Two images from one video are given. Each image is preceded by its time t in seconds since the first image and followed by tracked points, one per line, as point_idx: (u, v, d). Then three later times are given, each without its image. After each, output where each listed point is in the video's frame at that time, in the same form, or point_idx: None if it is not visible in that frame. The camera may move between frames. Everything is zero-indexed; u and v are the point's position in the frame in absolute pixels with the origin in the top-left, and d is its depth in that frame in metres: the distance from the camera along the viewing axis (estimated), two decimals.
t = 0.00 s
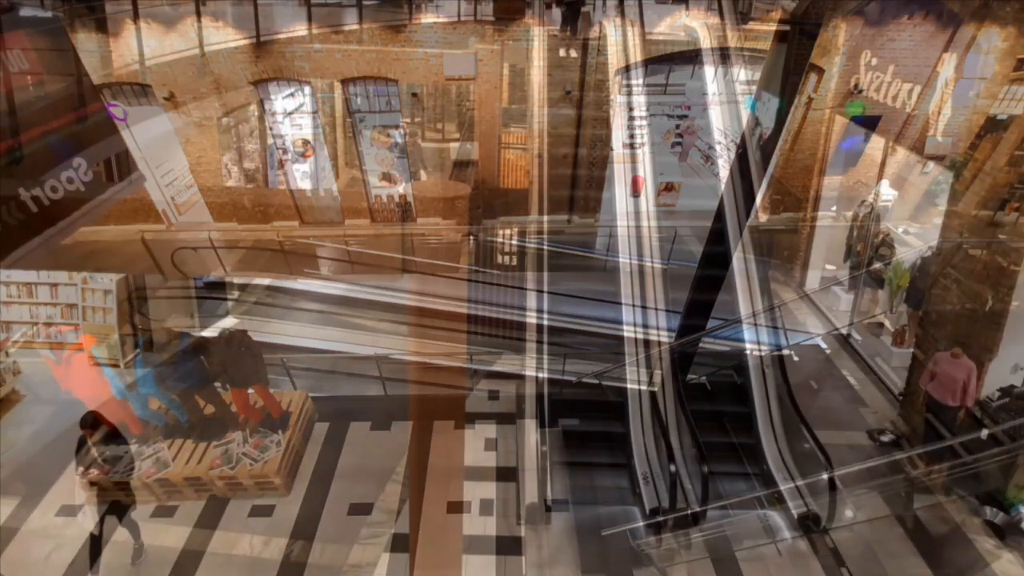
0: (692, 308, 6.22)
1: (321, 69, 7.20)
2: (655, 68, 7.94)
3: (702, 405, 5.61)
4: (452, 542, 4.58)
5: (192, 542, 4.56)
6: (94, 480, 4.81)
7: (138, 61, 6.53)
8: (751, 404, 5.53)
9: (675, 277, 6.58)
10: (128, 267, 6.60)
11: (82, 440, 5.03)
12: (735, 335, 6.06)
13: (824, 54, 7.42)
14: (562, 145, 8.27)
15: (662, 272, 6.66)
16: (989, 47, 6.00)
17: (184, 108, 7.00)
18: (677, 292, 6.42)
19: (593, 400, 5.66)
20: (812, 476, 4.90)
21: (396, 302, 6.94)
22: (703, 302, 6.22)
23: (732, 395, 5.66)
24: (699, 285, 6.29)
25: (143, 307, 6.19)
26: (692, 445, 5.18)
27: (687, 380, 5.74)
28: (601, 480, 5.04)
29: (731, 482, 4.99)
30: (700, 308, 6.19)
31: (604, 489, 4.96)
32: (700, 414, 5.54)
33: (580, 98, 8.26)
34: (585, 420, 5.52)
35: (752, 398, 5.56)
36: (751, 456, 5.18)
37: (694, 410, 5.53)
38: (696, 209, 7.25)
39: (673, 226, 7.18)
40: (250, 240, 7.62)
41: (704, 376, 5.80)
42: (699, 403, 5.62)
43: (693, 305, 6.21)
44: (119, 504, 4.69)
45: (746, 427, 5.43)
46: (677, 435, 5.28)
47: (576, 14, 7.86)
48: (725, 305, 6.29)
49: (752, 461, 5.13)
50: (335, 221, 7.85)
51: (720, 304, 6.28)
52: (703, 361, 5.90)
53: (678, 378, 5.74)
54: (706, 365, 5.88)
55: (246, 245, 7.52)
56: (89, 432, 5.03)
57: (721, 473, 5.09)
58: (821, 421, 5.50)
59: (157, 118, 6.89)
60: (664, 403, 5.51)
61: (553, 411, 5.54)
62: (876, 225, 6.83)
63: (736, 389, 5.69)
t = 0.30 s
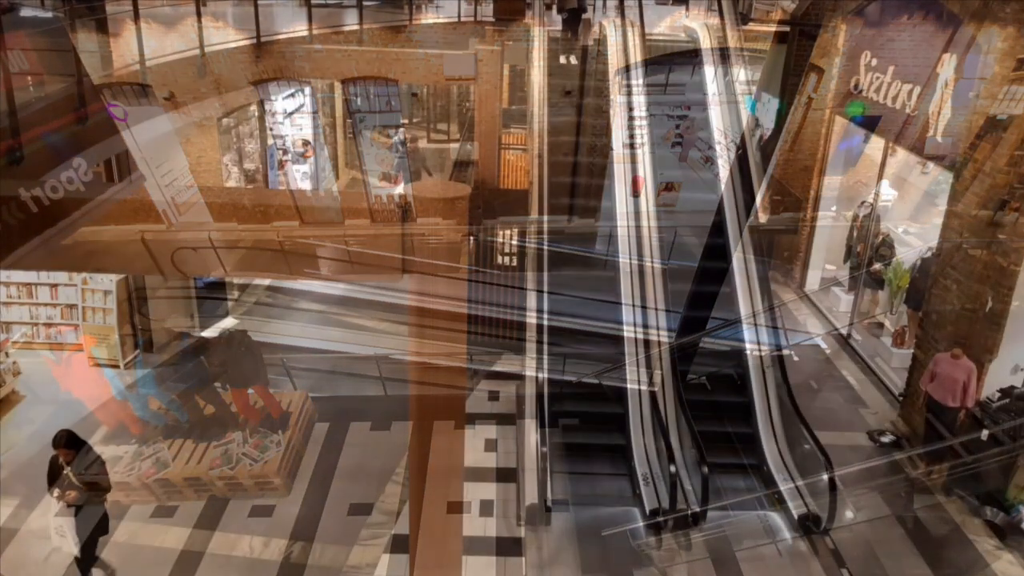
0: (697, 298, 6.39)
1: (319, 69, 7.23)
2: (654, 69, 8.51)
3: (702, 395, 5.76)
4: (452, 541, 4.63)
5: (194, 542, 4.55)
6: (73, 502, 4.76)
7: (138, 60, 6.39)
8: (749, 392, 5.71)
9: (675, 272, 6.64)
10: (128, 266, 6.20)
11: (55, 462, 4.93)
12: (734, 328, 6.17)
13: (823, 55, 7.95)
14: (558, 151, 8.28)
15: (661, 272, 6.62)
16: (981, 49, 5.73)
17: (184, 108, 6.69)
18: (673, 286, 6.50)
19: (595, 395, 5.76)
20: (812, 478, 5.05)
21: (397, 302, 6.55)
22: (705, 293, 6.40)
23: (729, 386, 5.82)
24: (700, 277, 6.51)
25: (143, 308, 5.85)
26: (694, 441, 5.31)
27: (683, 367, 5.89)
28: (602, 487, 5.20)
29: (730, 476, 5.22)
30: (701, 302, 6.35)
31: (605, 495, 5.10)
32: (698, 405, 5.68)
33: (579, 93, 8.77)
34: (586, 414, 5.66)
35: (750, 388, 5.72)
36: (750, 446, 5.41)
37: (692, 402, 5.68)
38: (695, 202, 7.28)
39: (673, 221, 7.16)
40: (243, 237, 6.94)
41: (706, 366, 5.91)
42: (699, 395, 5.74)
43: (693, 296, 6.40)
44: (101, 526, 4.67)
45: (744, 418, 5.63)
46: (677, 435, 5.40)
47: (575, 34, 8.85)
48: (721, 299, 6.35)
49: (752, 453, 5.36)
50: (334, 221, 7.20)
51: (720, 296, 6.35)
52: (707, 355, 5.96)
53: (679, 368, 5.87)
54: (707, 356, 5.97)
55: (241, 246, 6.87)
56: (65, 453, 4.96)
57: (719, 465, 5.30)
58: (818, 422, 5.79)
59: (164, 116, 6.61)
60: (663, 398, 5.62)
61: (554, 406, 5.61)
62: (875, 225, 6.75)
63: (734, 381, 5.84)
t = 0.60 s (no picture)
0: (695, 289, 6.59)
1: (319, 69, 6.98)
2: (656, 67, 8.57)
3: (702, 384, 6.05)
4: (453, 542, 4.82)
5: (192, 544, 4.68)
6: (52, 530, 4.51)
7: (133, 58, 6.22)
8: (746, 383, 6.04)
9: (672, 267, 6.76)
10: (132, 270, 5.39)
11: (34, 487, 4.61)
12: (733, 320, 6.41)
13: (823, 55, 8.37)
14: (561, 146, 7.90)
15: (661, 273, 6.67)
16: (980, 49, 5.69)
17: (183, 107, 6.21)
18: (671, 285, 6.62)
19: (597, 389, 6.03)
20: (812, 483, 5.37)
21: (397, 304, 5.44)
22: (707, 285, 6.61)
23: (727, 375, 6.12)
24: (701, 271, 6.68)
25: (144, 309, 5.29)
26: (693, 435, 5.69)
27: (683, 356, 6.12)
28: (602, 484, 5.63)
29: (728, 472, 5.62)
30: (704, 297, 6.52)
31: (608, 493, 5.53)
32: (697, 396, 5.99)
33: (579, 96, 8.48)
34: (586, 419, 5.98)
35: (748, 379, 6.04)
36: (746, 436, 5.83)
37: (689, 393, 5.99)
38: (695, 194, 7.34)
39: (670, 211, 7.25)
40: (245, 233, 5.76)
41: (708, 356, 6.14)
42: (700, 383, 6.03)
43: (694, 289, 6.60)
44: (80, 557, 4.55)
45: (742, 406, 6.00)
46: (676, 436, 5.71)
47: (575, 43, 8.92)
48: (724, 291, 6.53)
49: (748, 444, 5.79)
50: (335, 220, 5.96)
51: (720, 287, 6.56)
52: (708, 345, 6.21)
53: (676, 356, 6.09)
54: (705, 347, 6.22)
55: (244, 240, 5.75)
56: (45, 479, 4.63)
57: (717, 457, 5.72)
58: (821, 423, 6.04)
59: (167, 116, 6.05)
60: (663, 393, 5.93)
61: (558, 404, 5.92)
62: (876, 224, 6.73)
63: (733, 372, 6.13)
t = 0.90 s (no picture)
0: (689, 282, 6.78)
1: (317, 69, 6.58)
2: (658, 68, 8.67)
3: (705, 372, 6.30)
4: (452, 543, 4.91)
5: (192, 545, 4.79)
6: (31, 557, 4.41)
7: (134, 58, 5.56)
8: (745, 373, 6.31)
9: (677, 259, 6.93)
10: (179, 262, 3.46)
11: (13, 512, 4.44)
12: (732, 316, 6.68)
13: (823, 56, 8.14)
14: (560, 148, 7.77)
15: (660, 274, 6.66)
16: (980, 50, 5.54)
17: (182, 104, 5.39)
18: (669, 283, 6.67)
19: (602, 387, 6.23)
20: (812, 482, 5.52)
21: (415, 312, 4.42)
22: (711, 276, 6.88)
23: (729, 365, 6.40)
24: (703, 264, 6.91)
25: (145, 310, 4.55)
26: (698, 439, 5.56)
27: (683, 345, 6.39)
28: (605, 487, 5.71)
29: (727, 465, 5.89)
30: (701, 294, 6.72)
31: (609, 493, 5.65)
32: (697, 386, 6.20)
33: (578, 102, 8.37)
34: (587, 429, 6.05)
35: (746, 370, 6.31)
36: (745, 426, 6.11)
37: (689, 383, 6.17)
38: (693, 186, 7.54)
39: (669, 208, 7.41)
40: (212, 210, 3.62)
41: (708, 346, 6.47)
42: (700, 373, 6.26)
43: (695, 280, 6.81)
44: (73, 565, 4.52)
45: (741, 397, 6.23)
46: (677, 435, 5.80)
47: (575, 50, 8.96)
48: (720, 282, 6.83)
49: (746, 433, 6.07)
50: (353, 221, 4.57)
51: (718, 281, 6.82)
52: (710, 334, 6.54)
53: (674, 351, 6.32)
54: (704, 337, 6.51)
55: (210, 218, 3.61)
56: (24, 504, 4.48)
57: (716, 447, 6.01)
58: (819, 423, 6.34)
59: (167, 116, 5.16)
60: (661, 389, 6.08)
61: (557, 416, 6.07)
62: (874, 224, 6.77)
63: (735, 362, 6.43)
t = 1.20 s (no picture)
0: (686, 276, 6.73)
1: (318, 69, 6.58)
2: (659, 65, 8.73)
3: (703, 365, 6.31)
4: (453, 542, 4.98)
5: (195, 547, 4.79)
6: None
7: (134, 59, 5.34)
8: (744, 365, 6.30)
9: (676, 259, 6.86)
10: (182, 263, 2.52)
11: None
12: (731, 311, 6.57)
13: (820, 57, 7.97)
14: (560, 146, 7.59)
15: (660, 273, 6.53)
16: (979, 51, 5.67)
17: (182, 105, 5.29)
18: (669, 283, 6.61)
19: (601, 393, 6.09)
20: (813, 485, 5.46)
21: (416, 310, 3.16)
22: (712, 269, 6.81)
23: (728, 358, 6.37)
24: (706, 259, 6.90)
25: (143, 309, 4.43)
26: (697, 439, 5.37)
27: (684, 340, 6.48)
28: (606, 492, 5.57)
29: (727, 457, 5.91)
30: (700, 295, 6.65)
31: (608, 498, 5.51)
32: (695, 376, 6.25)
33: (579, 95, 8.26)
34: (589, 442, 5.88)
35: (745, 361, 6.31)
36: (743, 415, 6.12)
37: (688, 373, 6.25)
38: (690, 180, 7.50)
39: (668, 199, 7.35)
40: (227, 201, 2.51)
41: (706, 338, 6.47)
42: (699, 371, 6.27)
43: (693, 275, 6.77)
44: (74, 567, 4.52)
45: (739, 386, 6.26)
46: (677, 435, 5.70)
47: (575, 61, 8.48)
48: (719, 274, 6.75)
49: (745, 423, 6.08)
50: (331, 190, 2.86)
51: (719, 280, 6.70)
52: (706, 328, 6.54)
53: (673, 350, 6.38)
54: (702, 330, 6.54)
55: (214, 209, 2.47)
56: None
57: (716, 438, 6.03)
58: (819, 423, 6.43)
59: (168, 117, 5.10)
60: (661, 389, 5.99)
61: (560, 428, 5.99)
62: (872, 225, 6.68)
63: (733, 356, 6.38)
